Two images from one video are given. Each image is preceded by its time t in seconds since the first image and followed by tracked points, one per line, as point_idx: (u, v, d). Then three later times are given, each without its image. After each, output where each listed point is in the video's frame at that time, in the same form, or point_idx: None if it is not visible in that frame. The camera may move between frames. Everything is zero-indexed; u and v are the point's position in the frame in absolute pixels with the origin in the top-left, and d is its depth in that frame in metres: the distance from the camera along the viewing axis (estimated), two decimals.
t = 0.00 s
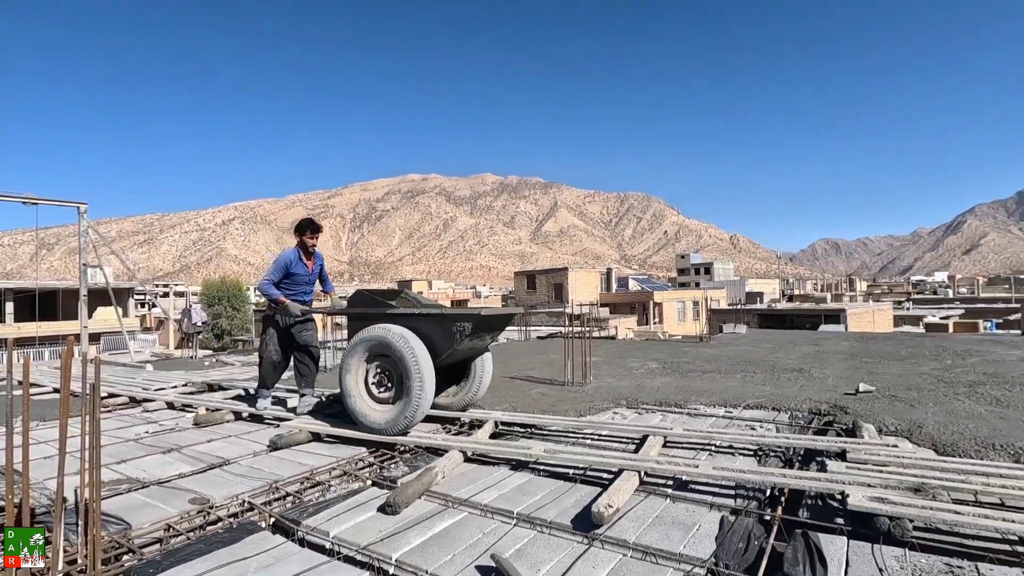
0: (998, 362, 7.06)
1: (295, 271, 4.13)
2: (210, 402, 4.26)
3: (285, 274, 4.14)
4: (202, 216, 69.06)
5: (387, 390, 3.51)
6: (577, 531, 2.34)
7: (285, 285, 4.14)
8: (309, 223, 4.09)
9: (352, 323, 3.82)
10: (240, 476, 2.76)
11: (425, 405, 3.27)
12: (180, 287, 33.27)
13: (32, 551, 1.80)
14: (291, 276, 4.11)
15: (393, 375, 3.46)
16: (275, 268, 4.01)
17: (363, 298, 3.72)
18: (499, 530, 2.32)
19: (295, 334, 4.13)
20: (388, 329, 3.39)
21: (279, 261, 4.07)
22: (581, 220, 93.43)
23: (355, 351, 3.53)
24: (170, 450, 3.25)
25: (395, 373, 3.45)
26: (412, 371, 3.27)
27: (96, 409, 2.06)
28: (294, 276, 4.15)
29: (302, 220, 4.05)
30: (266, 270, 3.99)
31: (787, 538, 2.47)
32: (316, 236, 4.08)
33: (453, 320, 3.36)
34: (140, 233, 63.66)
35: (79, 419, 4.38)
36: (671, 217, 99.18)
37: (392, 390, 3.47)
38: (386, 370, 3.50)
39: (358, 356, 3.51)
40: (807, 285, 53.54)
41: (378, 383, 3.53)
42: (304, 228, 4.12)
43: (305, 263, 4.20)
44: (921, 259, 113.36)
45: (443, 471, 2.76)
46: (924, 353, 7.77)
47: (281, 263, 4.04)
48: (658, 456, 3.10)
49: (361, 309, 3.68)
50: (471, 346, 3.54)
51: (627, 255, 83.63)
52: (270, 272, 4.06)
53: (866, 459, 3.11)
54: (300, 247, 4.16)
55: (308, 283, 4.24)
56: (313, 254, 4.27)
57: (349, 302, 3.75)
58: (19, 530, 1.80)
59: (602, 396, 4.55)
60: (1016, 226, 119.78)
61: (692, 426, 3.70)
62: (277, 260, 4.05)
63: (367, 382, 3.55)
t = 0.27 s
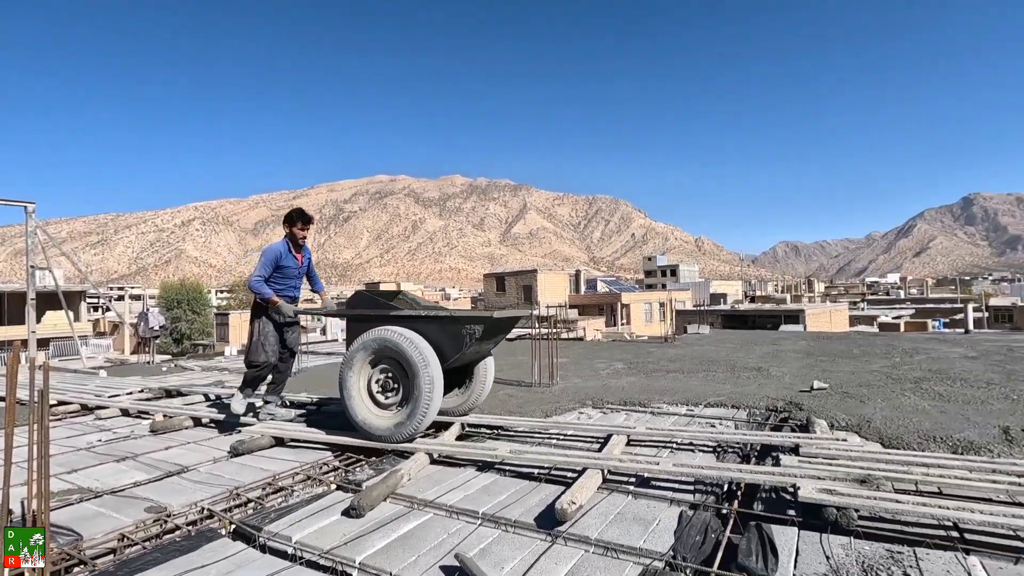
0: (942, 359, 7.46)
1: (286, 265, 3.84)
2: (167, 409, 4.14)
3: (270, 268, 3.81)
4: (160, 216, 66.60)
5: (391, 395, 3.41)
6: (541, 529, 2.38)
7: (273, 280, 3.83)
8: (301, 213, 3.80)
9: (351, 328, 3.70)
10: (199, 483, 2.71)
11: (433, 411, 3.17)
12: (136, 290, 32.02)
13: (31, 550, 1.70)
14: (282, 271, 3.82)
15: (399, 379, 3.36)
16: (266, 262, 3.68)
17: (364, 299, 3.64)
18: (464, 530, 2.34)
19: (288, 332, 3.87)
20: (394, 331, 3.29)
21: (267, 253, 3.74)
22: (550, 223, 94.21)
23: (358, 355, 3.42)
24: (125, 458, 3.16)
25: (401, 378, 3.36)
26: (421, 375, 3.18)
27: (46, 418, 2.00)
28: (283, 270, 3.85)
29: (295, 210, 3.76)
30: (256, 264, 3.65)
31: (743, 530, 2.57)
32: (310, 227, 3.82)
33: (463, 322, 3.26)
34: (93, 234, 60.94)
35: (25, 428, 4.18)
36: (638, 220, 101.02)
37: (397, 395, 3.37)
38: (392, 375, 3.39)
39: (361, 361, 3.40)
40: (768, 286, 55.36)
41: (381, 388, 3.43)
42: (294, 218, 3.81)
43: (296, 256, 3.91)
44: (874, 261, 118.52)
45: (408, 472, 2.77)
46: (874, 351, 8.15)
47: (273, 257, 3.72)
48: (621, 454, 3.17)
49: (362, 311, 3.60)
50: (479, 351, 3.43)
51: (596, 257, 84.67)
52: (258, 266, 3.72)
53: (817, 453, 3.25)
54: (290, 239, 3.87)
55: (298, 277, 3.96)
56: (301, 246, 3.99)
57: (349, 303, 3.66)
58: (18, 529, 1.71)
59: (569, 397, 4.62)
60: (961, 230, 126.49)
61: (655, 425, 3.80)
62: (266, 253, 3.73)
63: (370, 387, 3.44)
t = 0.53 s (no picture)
0: (895, 359, 7.81)
1: (280, 264, 3.69)
2: (125, 415, 4.01)
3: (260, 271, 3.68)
4: (118, 216, 64.20)
5: (404, 400, 3.35)
6: (507, 529, 2.41)
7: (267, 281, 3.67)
8: (289, 210, 3.68)
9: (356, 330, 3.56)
10: (158, 491, 2.64)
11: (449, 416, 3.15)
12: (91, 293, 30.77)
13: (32, 550, 1.97)
14: (275, 270, 3.67)
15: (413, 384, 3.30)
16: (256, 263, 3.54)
17: (371, 300, 3.55)
18: (431, 532, 2.35)
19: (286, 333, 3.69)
20: (410, 336, 3.22)
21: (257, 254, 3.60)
22: (523, 226, 94.72)
23: (370, 359, 3.34)
24: (78, 467, 3.05)
25: (415, 383, 3.29)
26: (438, 380, 3.13)
27: None
28: (276, 270, 3.71)
29: (283, 207, 3.64)
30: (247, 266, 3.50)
31: (703, 526, 2.65)
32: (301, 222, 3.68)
33: (480, 325, 3.17)
34: (45, 234, 58.27)
35: None
36: (609, 224, 102.47)
37: (410, 401, 3.31)
38: (404, 379, 3.33)
39: (372, 364, 3.33)
40: (734, 289, 56.89)
41: (392, 392, 3.36)
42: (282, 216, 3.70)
43: (288, 256, 3.76)
44: (835, 265, 122.82)
45: (375, 476, 2.76)
46: (833, 351, 8.47)
47: (264, 255, 3.58)
48: (588, 455, 3.23)
49: (370, 312, 3.48)
50: (494, 355, 3.34)
51: (568, 260, 85.28)
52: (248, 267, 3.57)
53: (775, 450, 3.37)
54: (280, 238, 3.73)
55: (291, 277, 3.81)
56: (293, 246, 3.85)
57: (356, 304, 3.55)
58: (20, 532, 2.00)
59: (539, 398, 4.68)
60: (915, 235, 132.18)
61: (622, 425, 3.88)
62: (257, 253, 3.58)
63: (381, 392, 3.37)
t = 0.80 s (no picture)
0: (855, 360, 8.12)
1: (283, 264, 3.43)
2: (82, 422, 3.88)
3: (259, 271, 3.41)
4: (78, 217, 61.89)
5: (424, 405, 3.26)
6: (475, 531, 2.42)
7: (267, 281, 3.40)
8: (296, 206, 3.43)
9: (369, 332, 3.48)
10: (116, 499, 2.57)
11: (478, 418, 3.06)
12: (48, 295, 29.61)
13: (32, 550, 1.99)
14: (279, 271, 3.41)
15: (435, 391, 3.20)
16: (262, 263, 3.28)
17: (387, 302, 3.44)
18: (399, 536, 2.35)
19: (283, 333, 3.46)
20: (432, 340, 3.12)
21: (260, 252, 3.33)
22: (498, 229, 94.93)
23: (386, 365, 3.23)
24: (31, 476, 2.94)
25: (436, 388, 3.21)
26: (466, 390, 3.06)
27: None
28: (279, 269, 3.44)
29: (291, 202, 3.38)
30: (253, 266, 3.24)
31: (669, 525, 2.71)
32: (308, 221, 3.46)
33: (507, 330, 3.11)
34: None
35: None
36: (583, 228, 103.55)
37: (430, 407, 3.22)
38: (423, 385, 3.23)
39: (392, 369, 3.20)
40: (705, 293, 58.13)
41: (411, 398, 3.25)
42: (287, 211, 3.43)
43: (292, 255, 3.51)
44: (800, 269, 126.56)
45: (344, 481, 2.74)
46: (797, 353, 8.77)
47: (271, 255, 3.33)
48: (558, 456, 3.27)
49: (386, 314, 3.39)
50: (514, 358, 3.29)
51: (543, 263, 85.71)
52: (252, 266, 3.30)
53: (740, 450, 3.47)
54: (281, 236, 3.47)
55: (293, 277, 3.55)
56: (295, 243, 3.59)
57: (371, 307, 3.45)
58: (20, 533, 2.02)
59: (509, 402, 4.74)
60: (876, 240, 137.18)
61: (593, 427, 3.93)
62: (260, 252, 3.32)
63: (398, 399, 3.27)
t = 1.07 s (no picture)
0: (817, 362, 8.41)
1: (294, 265, 3.39)
2: (34, 429, 3.74)
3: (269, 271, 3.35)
4: (33, 215, 59.33)
5: (452, 410, 3.19)
6: (442, 534, 2.43)
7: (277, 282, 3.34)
8: (311, 208, 3.43)
9: (392, 335, 3.41)
10: (70, 509, 2.49)
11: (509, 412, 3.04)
12: None
13: (32, 550, 2.01)
14: (291, 273, 3.37)
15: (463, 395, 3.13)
16: (276, 264, 3.23)
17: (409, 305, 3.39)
18: (364, 541, 2.35)
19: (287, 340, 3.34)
20: (459, 342, 3.05)
21: (274, 251, 3.28)
22: (472, 232, 94.91)
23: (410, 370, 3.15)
24: None
25: (464, 394, 3.14)
26: (496, 392, 2.99)
27: None
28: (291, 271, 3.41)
29: (307, 204, 3.38)
30: (267, 265, 3.17)
31: (633, 525, 2.77)
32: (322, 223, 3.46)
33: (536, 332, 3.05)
34: None
35: None
36: (557, 232, 104.40)
37: (459, 412, 3.16)
38: (451, 389, 3.17)
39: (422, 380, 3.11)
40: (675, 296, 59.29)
41: (440, 404, 3.18)
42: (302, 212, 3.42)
43: (303, 257, 3.48)
44: (767, 274, 129.99)
45: (309, 486, 2.72)
46: (761, 355, 9.05)
47: (286, 256, 3.28)
48: (527, 459, 3.30)
49: (410, 317, 3.33)
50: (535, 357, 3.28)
51: (516, 267, 85.95)
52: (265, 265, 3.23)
53: (703, 450, 3.56)
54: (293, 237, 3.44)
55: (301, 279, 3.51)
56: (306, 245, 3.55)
57: (393, 309, 3.40)
58: (19, 532, 2.03)
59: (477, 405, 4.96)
60: (838, 246, 141.95)
61: (561, 430, 4.00)
62: (274, 252, 3.27)
63: (425, 404, 3.21)
